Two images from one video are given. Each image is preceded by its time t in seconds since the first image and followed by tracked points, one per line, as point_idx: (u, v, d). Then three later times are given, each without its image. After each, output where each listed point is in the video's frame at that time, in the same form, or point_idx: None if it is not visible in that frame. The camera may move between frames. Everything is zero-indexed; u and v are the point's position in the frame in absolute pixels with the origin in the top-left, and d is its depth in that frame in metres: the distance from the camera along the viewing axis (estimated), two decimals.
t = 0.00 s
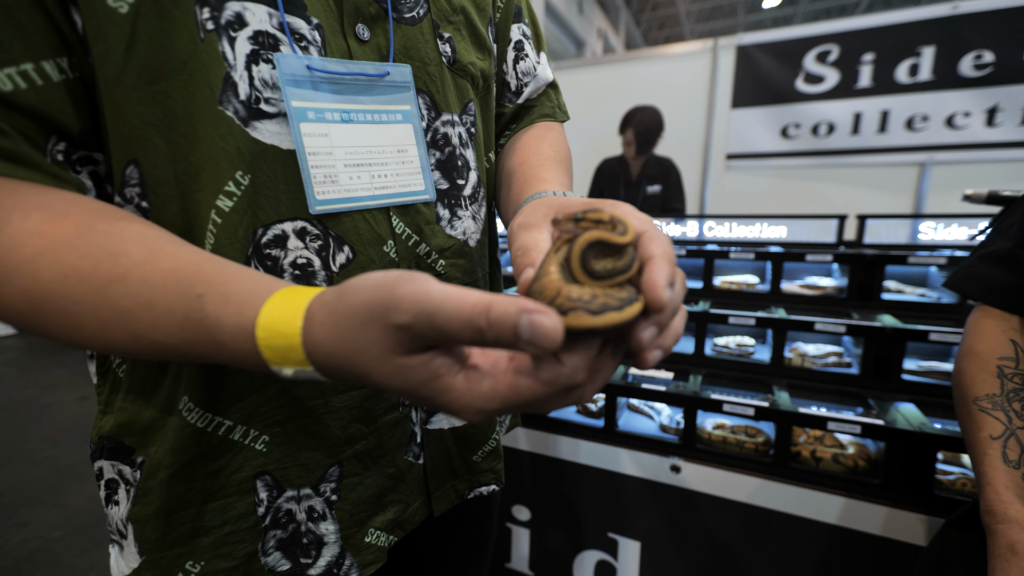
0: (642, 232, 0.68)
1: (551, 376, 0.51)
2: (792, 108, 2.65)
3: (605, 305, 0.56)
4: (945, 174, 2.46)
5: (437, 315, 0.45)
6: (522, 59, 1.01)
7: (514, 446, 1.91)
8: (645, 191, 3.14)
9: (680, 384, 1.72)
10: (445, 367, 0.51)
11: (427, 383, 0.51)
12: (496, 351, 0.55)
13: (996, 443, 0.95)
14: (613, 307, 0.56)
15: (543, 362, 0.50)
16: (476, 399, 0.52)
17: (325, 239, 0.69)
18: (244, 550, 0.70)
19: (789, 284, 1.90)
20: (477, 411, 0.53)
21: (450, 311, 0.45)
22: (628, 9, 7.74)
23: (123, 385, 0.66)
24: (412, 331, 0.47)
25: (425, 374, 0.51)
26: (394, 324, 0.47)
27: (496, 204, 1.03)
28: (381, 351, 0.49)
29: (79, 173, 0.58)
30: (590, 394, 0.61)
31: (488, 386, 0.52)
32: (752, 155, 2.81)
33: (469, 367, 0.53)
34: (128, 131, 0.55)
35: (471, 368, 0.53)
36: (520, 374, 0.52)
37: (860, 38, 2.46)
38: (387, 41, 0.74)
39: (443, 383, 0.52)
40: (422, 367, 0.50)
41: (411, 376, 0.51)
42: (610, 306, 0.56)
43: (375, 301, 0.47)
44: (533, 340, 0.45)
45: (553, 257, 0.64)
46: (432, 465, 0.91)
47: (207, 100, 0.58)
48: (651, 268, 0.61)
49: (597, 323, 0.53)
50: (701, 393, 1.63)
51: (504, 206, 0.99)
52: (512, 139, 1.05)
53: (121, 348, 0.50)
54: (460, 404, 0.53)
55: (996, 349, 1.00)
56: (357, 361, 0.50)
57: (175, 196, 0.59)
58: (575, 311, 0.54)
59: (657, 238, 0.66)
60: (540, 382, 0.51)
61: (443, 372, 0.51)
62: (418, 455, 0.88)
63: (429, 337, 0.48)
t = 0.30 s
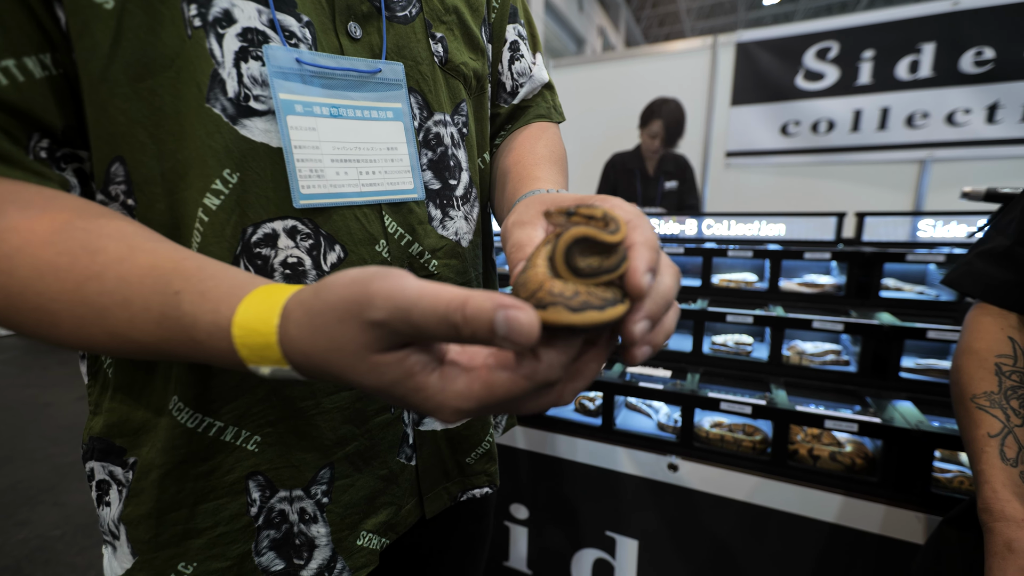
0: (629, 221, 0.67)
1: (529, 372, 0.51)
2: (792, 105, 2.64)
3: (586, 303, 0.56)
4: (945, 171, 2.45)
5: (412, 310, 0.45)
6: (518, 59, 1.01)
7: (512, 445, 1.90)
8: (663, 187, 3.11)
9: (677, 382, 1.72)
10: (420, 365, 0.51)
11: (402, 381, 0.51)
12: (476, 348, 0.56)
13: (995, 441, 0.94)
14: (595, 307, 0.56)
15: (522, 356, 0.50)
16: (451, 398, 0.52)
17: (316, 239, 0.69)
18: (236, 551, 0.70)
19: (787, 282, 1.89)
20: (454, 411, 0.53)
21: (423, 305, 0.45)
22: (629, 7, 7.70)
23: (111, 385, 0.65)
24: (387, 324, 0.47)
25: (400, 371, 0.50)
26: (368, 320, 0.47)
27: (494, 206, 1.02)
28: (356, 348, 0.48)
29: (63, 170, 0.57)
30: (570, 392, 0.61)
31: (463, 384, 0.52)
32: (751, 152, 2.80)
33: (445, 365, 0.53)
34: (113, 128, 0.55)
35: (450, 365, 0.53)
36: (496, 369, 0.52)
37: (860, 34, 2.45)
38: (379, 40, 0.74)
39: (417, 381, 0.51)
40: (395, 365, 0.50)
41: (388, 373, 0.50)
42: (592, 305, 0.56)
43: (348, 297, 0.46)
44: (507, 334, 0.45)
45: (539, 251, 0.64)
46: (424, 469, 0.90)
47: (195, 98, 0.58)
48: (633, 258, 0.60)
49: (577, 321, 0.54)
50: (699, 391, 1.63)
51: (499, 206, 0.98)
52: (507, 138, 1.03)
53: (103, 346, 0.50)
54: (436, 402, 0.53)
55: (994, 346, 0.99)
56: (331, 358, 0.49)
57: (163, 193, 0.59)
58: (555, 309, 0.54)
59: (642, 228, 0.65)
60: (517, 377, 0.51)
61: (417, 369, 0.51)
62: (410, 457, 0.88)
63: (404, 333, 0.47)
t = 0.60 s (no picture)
0: (616, 218, 0.66)
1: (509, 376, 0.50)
2: (793, 102, 2.63)
3: (564, 302, 0.56)
4: (946, 168, 2.44)
5: (395, 318, 0.45)
6: (518, 59, 1.00)
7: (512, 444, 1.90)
8: (684, 183, 2.94)
9: (677, 380, 1.71)
10: (402, 372, 0.51)
11: (385, 388, 0.51)
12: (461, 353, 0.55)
13: (998, 439, 0.94)
14: (574, 305, 0.56)
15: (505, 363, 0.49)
16: (433, 406, 0.52)
17: (309, 241, 0.69)
18: (231, 556, 0.70)
19: (788, 280, 1.88)
20: (436, 417, 0.52)
21: (408, 314, 0.45)
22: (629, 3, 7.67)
23: (106, 384, 0.65)
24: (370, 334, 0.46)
25: (380, 378, 0.50)
26: (353, 329, 0.46)
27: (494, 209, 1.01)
28: (342, 355, 0.48)
29: (55, 170, 0.57)
30: (554, 396, 0.59)
31: (444, 391, 0.51)
32: (752, 150, 2.80)
33: (427, 372, 0.53)
34: (103, 129, 0.55)
35: (431, 372, 0.53)
36: (477, 376, 0.51)
37: (862, 31, 2.44)
38: (374, 40, 0.73)
39: (398, 388, 0.51)
40: (376, 372, 0.50)
41: (370, 380, 0.50)
42: (571, 303, 0.56)
43: (331, 305, 0.46)
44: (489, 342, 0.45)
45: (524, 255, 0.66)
46: (421, 473, 0.90)
47: (183, 97, 0.58)
48: (614, 254, 0.59)
49: (556, 319, 0.53)
50: (700, 390, 1.62)
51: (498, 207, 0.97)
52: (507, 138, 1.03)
53: (95, 349, 0.50)
54: (419, 411, 0.52)
55: (997, 344, 0.99)
56: (316, 365, 0.49)
57: (152, 194, 0.58)
58: (531, 309, 0.55)
59: (629, 224, 0.64)
60: (499, 381, 0.50)
61: (399, 376, 0.51)
62: (408, 463, 0.88)
63: (387, 343, 0.47)
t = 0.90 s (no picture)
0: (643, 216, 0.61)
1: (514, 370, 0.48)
2: (796, 98, 2.61)
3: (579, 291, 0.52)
4: (951, 164, 2.43)
5: (405, 307, 0.44)
6: (523, 51, 0.99)
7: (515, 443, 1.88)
8: (709, 177, 2.82)
9: (680, 379, 1.70)
10: (406, 362, 0.49)
11: (388, 374, 0.49)
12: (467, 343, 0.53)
13: (1012, 438, 0.92)
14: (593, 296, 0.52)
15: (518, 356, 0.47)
16: (433, 399, 0.49)
17: (310, 237, 0.67)
18: (232, 557, 0.68)
19: (792, 278, 1.87)
20: (436, 410, 0.50)
21: (423, 301, 0.43)
22: None
23: (105, 383, 0.62)
24: (380, 321, 0.45)
25: (383, 365, 0.48)
26: (361, 310, 0.44)
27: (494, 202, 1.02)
28: (348, 341, 0.46)
29: (51, 165, 0.56)
30: (559, 395, 0.57)
31: (446, 379, 0.49)
32: (755, 147, 2.78)
33: (432, 358, 0.51)
34: (102, 122, 0.53)
35: (434, 360, 0.50)
36: (479, 362, 0.48)
37: (866, 26, 2.41)
38: (376, 31, 0.71)
39: (402, 375, 0.49)
40: (379, 359, 0.48)
41: (373, 367, 0.48)
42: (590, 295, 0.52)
43: (343, 288, 0.44)
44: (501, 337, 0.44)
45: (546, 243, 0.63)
46: (425, 475, 0.88)
47: (183, 90, 0.56)
48: (638, 253, 0.55)
49: (572, 307, 0.50)
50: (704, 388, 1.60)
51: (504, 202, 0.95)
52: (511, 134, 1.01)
53: (89, 338, 0.49)
54: (419, 399, 0.50)
55: (1008, 341, 0.97)
56: (320, 352, 0.47)
57: (154, 188, 0.57)
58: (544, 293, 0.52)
59: (653, 223, 0.59)
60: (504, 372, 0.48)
61: (404, 364, 0.49)
62: (411, 462, 0.86)
63: (403, 328, 0.46)
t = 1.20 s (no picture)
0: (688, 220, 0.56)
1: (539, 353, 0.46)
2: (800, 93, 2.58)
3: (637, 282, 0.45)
4: (956, 159, 2.41)
5: (441, 274, 0.44)
6: (527, 39, 0.97)
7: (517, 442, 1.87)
8: (744, 175, 2.64)
9: (684, 376, 1.68)
10: (430, 334, 0.48)
11: (409, 349, 0.48)
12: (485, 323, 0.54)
13: None
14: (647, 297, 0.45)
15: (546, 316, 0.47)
16: (452, 377, 0.48)
17: (313, 232, 0.65)
18: (232, 555, 0.67)
19: (797, 275, 1.86)
20: (451, 392, 0.49)
21: (460, 270, 0.45)
22: None
23: (106, 379, 0.60)
24: (413, 291, 0.45)
25: (407, 338, 0.47)
26: (394, 281, 0.44)
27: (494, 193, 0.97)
28: (375, 313, 0.45)
29: (46, 158, 0.54)
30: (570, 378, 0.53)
31: (465, 358, 0.47)
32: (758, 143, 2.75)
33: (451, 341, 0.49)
34: (99, 112, 0.52)
35: (455, 339, 0.49)
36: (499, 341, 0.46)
37: (870, 20, 2.39)
38: (378, 20, 0.69)
39: (422, 351, 0.48)
40: (403, 330, 0.47)
41: (396, 340, 0.47)
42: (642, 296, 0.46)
43: (375, 259, 0.44)
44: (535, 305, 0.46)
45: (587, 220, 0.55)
46: (429, 470, 0.87)
47: (181, 80, 0.54)
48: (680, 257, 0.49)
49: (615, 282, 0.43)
50: (708, 386, 1.59)
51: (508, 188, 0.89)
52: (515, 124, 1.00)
53: (108, 335, 0.47)
54: (437, 378, 0.48)
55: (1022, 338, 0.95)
56: (343, 326, 0.46)
57: (153, 182, 0.55)
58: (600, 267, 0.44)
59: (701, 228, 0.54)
60: (524, 354, 0.45)
61: (427, 337, 0.48)
62: (415, 457, 0.84)
63: (434, 299, 0.46)
